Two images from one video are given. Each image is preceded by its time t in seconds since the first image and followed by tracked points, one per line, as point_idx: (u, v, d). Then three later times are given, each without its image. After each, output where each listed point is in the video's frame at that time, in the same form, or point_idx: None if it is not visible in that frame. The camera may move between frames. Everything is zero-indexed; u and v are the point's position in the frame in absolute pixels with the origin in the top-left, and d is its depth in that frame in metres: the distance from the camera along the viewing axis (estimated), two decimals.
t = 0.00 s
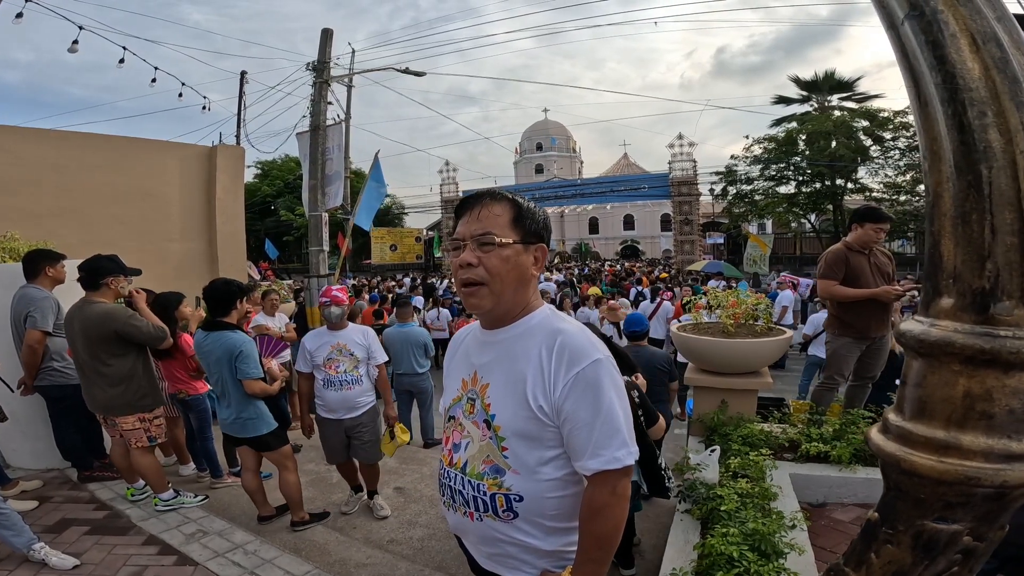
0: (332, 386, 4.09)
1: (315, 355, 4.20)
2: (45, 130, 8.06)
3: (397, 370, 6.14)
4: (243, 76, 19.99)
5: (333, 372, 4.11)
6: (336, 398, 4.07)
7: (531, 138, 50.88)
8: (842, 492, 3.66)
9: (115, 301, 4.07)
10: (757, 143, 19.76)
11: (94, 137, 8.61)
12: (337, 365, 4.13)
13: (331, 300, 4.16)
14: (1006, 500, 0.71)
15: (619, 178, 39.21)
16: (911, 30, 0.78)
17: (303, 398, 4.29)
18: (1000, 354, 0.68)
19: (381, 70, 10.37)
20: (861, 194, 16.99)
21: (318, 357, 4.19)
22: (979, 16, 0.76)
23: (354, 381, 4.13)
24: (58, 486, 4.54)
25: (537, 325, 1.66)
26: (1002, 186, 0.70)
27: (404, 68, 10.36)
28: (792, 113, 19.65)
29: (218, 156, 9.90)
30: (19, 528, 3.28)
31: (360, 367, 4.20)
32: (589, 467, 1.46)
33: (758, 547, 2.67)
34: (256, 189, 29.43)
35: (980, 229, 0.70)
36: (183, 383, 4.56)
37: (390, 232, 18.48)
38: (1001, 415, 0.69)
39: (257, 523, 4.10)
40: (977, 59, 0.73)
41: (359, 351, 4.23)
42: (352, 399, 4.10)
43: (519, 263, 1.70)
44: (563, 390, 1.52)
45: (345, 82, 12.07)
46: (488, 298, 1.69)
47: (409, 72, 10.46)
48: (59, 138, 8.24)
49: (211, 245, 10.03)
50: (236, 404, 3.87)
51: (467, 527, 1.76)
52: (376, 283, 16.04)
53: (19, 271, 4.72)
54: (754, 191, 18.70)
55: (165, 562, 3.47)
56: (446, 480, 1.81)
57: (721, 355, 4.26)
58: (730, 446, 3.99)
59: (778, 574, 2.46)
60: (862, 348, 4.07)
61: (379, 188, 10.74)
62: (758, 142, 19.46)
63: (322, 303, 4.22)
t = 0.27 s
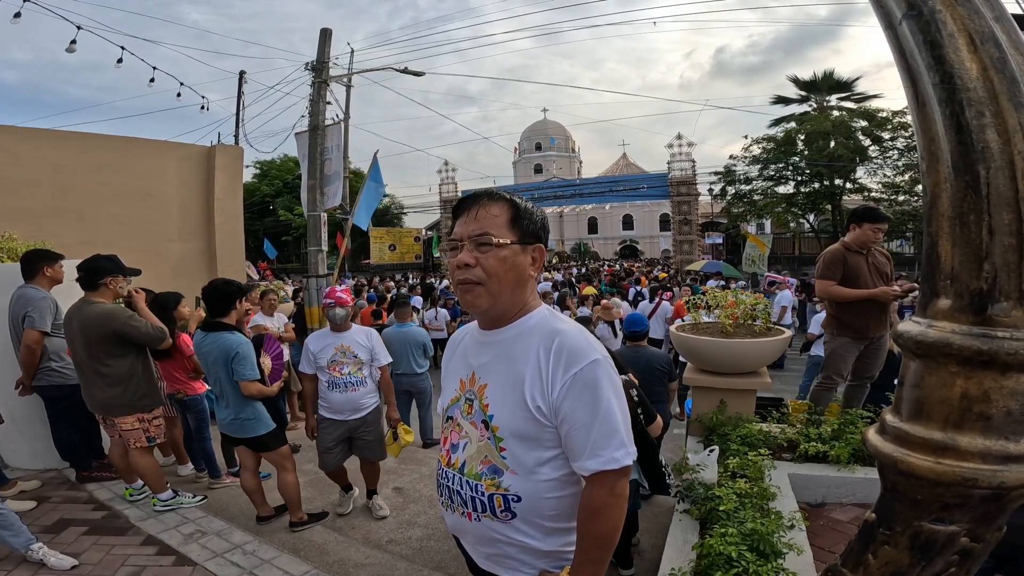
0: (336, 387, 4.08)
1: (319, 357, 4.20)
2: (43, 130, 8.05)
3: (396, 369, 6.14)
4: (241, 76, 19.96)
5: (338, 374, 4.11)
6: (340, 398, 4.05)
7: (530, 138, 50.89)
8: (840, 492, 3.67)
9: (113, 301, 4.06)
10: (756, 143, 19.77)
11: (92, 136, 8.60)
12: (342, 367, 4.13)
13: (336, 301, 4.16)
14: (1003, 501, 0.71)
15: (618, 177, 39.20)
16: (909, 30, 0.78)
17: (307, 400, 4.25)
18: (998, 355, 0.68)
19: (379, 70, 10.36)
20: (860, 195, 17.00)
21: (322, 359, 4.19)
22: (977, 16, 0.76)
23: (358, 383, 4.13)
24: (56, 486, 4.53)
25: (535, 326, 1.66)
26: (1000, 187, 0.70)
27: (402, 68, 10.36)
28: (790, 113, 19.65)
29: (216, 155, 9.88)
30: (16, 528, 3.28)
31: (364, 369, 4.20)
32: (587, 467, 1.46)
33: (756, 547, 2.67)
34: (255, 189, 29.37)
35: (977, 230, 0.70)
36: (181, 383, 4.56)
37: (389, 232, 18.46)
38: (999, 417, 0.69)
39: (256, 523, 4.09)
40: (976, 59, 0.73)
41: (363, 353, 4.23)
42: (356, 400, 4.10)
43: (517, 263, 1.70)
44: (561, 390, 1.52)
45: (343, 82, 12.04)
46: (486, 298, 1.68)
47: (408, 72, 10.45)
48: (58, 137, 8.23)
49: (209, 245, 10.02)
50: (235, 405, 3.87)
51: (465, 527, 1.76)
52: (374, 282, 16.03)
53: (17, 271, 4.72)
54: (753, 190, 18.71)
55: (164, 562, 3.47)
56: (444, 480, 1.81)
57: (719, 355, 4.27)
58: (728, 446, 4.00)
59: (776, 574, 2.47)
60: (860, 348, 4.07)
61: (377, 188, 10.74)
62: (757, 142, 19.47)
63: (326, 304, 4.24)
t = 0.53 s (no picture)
0: (336, 387, 4.06)
1: (315, 357, 4.16)
2: (42, 130, 8.04)
3: (395, 369, 6.14)
4: (240, 76, 19.95)
5: (336, 374, 4.10)
6: (341, 398, 4.04)
7: (529, 138, 50.90)
8: (839, 492, 3.67)
9: (112, 301, 4.05)
10: (755, 143, 19.78)
11: (90, 136, 8.59)
12: (340, 367, 4.13)
13: (335, 301, 4.13)
14: (997, 501, 0.71)
15: (617, 177, 39.21)
16: (905, 30, 0.78)
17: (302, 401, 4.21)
18: (992, 355, 0.68)
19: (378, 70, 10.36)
20: (858, 195, 17.03)
21: (319, 359, 4.16)
22: (972, 16, 0.76)
23: (357, 382, 4.15)
24: (54, 486, 4.53)
25: (532, 326, 1.66)
26: (994, 187, 0.70)
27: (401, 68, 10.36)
28: (789, 113, 19.67)
29: (215, 155, 9.88)
30: (15, 528, 3.28)
31: (362, 368, 4.22)
32: (584, 468, 1.46)
33: (754, 547, 2.67)
34: (254, 189, 29.34)
35: (973, 230, 0.71)
36: (180, 383, 4.55)
37: (388, 232, 18.44)
38: (994, 417, 0.69)
39: (254, 523, 4.09)
40: (970, 59, 0.73)
41: (360, 352, 4.25)
42: (355, 399, 4.10)
43: (514, 263, 1.70)
44: (558, 390, 1.52)
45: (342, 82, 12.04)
46: (484, 298, 1.69)
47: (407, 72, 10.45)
48: (56, 137, 8.22)
49: (208, 245, 10.02)
50: (232, 406, 3.86)
51: (463, 527, 1.76)
52: (373, 283, 16.02)
53: (15, 271, 4.71)
54: (752, 190, 18.72)
55: (162, 562, 3.47)
56: (442, 480, 1.81)
57: (718, 354, 4.27)
58: (727, 446, 4.00)
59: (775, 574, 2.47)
60: (858, 348, 4.08)
61: (376, 187, 10.73)
62: (756, 142, 19.48)
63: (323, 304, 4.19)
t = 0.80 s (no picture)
0: (332, 387, 4.05)
1: (308, 357, 4.14)
2: (40, 129, 8.03)
3: (393, 370, 6.14)
4: (238, 76, 19.92)
5: (331, 373, 4.09)
6: (337, 398, 4.04)
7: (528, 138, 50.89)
8: (837, 492, 3.68)
9: (109, 300, 4.04)
10: (754, 143, 19.79)
11: (88, 136, 8.57)
12: (334, 366, 4.12)
13: (331, 301, 4.09)
14: (994, 503, 0.71)
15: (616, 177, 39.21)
16: (901, 29, 0.79)
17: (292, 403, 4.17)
18: (989, 356, 0.68)
19: (377, 69, 10.35)
20: (857, 195, 17.05)
21: (312, 359, 4.14)
22: (969, 14, 0.76)
23: (353, 381, 4.15)
24: (52, 486, 4.52)
25: (530, 326, 1.66)
26: (991, 187, 0.70)
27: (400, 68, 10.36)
28: (788, 113, 19.68)
29: (214, 155, 9.87)
30: (13, 528, 3.28)
31: (356, 367, 4.22)
32: (582, 469, 1.46)
33: (753, 547, 2.67)
34: (252, 189, 29.31)
35: (970, 230, 0.70)
36: (177, 384, 4.54)
37: (387, 232, 18.41)
38: (990, 418, 0.69)
39: (252, 523, 4.08)
40: (967, 57, 0.73)
41: (354, 351, 4.25)
42: (351, 399, 4.11)
43: (513, 263, 1.70)
44: (556, 391, 1.52)
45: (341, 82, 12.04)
46: (482, 298, 1.68)
47: (406, 72, 10.45)
48: (54, 137, 8.21)
49: (206, 245, 10.00)
50: (230, 406, 3.86)
51: (460, 528, 1.76)
52: (372, 283, 16.01)
53: (13, 271, 4.70)
54: (751, 191, 18.73)
55: (161, 562, 3.46)
56: (440, 481, 1.81)
57: (717, 354, 4.27)
58: (725, 445, 4.00)
59: (773, 574, 2.47)
60: (856, 348, 4.08)
61: (375, 187, 10.72)
62: (755, 142, 19.49)
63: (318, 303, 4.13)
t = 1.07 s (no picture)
0: (329, 387, 4.05)
1: (303, 358, 4.11)
2: (38, 129, 8.02)
3: (392, 370, 6.13)
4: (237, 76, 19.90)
5: (327, 374, 4.08)
6: (335, 399, 4.05)
7: (527, 138, 50.90)
8: (836, 492, 3.68)
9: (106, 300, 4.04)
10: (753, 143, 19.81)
11: (86, 136, 8.56)
12: (330, 366, 4.12)
13: (327, 302, 4.07)
14: (992, 503, 0.71)
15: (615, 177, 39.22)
16: (898, 27, 0.79)
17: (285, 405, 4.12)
18: (986, 355, 0.68)
19: (376, 69, 10.35)
20: (855, 195, 17.07)
21: (306, 360, 4.11)
22: (966, 12, 0.76)
23: (348, 380, 4.17)
24: (50, 487, 4.51)
25: (529, 327, 1.66)
26: (988, 185, 0.70)
27: (398, 68, 10.36)
28: (787, 114, 19.70)
29: (212, 155, 9.86)
30: (11, 529, 3.27)
31: (350, 367, 4.25)
32: (580, 469, 1.46)
33: (751, 547, 2.66)
34: (251, 189, 29.27)
35: (967, 229, 0.70)
36: (175, 384, 4.53)
37: (386, 232, 18.39)
38: (988, 418, 0.69)
39: (251, 524, 4.08)
40: (964, 56, 0.73)
41: (347, 351, 4.28)
42: (347, 398, 4.12)
43: (513, 263, 1.70)
44: (555, 391, 1.52)
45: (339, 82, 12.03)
46: (481, 297, 1.68)
47: (404, 72, 10.45)
48: (53, 137, 8.20)
49: (205, 245, 9.99)
50: (228, 406, 3.86)
51: (459, 528, 1.76)
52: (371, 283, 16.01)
53: (11, 271, 4.69)
54: (750, 191, 18.74)
55: (159, 563, 3.46)
56: (438, 481, 1.80)
57: (716, 355, 4.28)
58: (723, 445, 4.00)
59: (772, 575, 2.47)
60: (855, 348, 4.08)
61: (374, 187, 10.71)
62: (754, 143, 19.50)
63: (314, 303, 4.09)
